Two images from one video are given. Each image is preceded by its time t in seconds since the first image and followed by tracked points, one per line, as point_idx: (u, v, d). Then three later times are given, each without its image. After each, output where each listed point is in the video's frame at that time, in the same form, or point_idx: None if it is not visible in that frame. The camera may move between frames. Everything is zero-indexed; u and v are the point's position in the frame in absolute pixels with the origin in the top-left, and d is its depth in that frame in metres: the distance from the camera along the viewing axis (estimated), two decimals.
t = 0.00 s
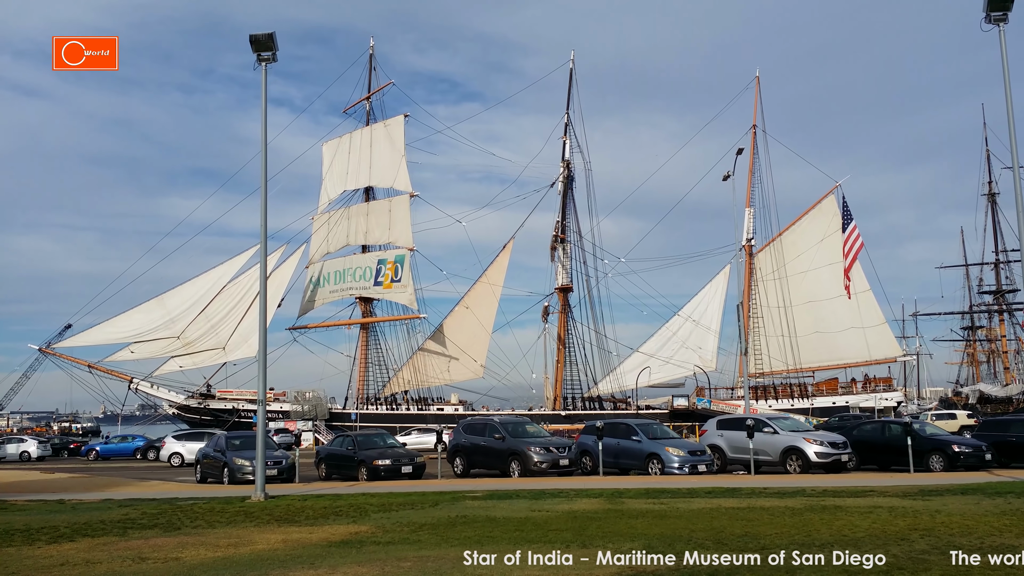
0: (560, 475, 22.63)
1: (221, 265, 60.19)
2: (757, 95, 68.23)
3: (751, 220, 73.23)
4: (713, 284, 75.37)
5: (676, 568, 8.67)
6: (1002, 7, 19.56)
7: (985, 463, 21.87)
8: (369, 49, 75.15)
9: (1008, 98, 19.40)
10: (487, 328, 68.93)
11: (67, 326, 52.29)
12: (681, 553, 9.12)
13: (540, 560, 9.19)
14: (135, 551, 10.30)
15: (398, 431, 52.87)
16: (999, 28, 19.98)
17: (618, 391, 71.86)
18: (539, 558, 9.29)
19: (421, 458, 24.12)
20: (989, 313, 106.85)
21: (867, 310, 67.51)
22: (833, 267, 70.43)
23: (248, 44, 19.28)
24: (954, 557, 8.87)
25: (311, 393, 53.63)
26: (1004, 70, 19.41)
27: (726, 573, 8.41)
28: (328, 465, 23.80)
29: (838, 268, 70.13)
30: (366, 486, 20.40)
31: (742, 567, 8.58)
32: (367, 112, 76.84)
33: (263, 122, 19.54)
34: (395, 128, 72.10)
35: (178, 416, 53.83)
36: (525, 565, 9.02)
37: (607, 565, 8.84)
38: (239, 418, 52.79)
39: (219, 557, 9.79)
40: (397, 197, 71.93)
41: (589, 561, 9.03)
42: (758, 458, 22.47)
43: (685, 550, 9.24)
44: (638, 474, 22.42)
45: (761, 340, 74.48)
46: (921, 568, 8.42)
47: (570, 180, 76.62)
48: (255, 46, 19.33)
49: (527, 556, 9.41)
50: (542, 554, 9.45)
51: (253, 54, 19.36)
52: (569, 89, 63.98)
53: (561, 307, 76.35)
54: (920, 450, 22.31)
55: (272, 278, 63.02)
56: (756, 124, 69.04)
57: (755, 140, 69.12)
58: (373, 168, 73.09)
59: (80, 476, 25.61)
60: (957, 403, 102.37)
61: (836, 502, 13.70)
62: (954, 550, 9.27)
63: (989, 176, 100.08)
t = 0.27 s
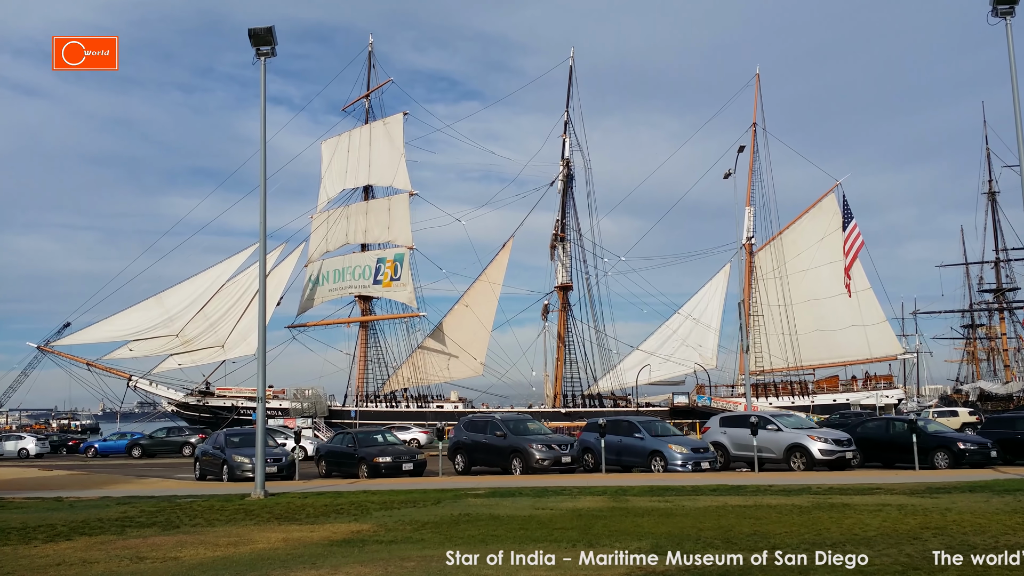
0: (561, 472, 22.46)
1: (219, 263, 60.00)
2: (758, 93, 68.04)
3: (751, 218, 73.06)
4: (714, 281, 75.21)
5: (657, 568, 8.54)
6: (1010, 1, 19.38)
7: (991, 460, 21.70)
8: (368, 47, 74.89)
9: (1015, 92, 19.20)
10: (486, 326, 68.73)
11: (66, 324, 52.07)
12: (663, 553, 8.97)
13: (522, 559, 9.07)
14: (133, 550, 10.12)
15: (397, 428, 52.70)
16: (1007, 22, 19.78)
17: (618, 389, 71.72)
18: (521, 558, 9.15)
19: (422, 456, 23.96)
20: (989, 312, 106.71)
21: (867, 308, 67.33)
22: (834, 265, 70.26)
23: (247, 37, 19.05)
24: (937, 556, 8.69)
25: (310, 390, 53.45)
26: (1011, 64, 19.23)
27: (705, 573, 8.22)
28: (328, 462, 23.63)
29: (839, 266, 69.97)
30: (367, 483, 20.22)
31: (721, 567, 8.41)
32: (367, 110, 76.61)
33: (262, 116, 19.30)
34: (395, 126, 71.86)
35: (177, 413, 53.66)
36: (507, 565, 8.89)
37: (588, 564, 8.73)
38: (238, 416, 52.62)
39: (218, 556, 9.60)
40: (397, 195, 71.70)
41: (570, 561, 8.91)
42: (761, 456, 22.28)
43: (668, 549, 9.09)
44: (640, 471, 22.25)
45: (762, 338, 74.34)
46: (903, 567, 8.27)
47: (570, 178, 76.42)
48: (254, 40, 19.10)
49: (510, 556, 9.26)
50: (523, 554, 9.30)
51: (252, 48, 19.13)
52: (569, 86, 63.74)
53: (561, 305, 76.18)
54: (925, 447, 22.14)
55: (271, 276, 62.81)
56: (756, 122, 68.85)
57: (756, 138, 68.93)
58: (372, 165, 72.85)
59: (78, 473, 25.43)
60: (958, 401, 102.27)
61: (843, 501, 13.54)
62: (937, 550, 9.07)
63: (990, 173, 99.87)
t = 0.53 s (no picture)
0: (567, 473, 22.26)
1: (222, 263, 59.87)
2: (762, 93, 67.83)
3: (755, 218, 72.84)
4: (718, 282, 75.01)
5: (641, 568, 8.49)
6: None
7: (1000, 462, 21.50)
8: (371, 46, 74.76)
9: None
10: (490, 326, 68.57)
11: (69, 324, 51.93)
12: (646, 553, 8.93)
13: (506, 560, 9.05)
14: (134, 552, 9.93)
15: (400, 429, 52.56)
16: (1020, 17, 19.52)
17: (622, 389, 71.55)
18: (504, 558, 9.13)
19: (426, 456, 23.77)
20: (994, 312, 106.44)
21: (872, 308, 67.09)
22: (839, 265, 70.00)
23: (251, 32, 18.88)
24: (919, 557, 8.61)
25: (313, 391, 53.29)
26: None
27: (685, 573, 8.17)
28: (332, 463, 23.46)
29: (844, 266, 69.73)
30: (371, 484, 20.03)
31: (702, 567, 8.34)
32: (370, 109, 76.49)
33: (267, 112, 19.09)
34: (398, 125, 71.72)
35: (180, 413, 53.52)
36: (489, 566, 8.86)
37: (572, 564, 8.69)
38: (240, 416, 52.47)
39: (222, 559, 9.40)
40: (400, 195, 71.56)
41: (553, 561, 8.89)
42: (769, 457, 22.07)
43: (653, 550, 9.04)
44: (646, 472, 22.05)
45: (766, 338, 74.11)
46: (884, 567, 8.20)
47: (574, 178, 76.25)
48: (258, 35, 18.94)
49: (491, 557, 9.22)
50: (507, 554, 9.28)
51: (256, 43, 18.96)
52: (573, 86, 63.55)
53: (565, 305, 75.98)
54: (934, 448, 21.91)
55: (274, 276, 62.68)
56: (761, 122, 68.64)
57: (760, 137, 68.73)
58: (376, 165, 72.72)
59: (80, 474, 25.29)
60: (962, 402, 102.01)
61: (855, 502, 13.34)
62: (917, 550, 8.99)
63: (994, 173, 99.60)
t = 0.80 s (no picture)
0: (568, 474, 22.05)
1: (220, 262, 59.63)
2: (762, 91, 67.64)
3: (754, 217, 72.70)
4: (716, 281, 74.86)
5: (626, 568, 8.41)
6: None
7: (1005, 462, 21.32)
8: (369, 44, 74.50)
9: None
10: (488, 326, 68.34)
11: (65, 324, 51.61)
12: (628, 553, 8.89)
13: (488, 560, 8.96)
14: (132, 554, 9.71)
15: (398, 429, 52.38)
16: None
17: (620, 389, 71.38)
18: (487, 558, 9.04)
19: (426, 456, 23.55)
20: (992, 312, 106.47)
21: (871, 308, 66.97)
22: (838, 264, 69.88)
23: (250, 26, 18.65)
24: (902, 557, 8.49)
25: (310, 391, 53.05)
26: None
27: (666, 573, 8.09)
28: (331, 463, 23.23)
29: (843, 265, 69.58)
30: (371, 485, 19.85)
31: (688, 567, 8.24)
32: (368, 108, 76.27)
33: (266, 106, 18.86)
34: (396, 124, 71.46)
35: (177, 414, 53.24)
36: (474, 565, 8.77)
37: (552, 565, 8.70)
38: (238, 417, 52.19)
39: (222, 561, 9.18)
40: (398, 193, 71.32)
41: (535, 561, 8.89)
42: (772, 457, 21.87)
43: (634, 549, 8.99)
44: (648, 473, 21.84)
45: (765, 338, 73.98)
46: (863, 567, 8.15)
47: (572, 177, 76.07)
48: (257, 29, 18.72)
49: (475, 556, 9.14)
50: (489, 554, 9.19)
51: (255, 37, 18.74)
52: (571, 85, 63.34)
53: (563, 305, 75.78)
54: (939, 448, 21.73)
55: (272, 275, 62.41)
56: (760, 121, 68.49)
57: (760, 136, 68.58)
58: (374, 163, 72.45)
59: (75, 474, 25.03)
60: (961, 402, 102.03)
61: (863, 502, 13.16)
62: (900, 549, 8.89)
63: (993, 173, 99.59)
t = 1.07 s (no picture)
0: (576, 473, 21.81)
1: (223, 260, 59.46)
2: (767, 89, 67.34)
3: (759, 216, 72.40)
4: (721, 280, 74.59)
5: (606, 568, 8.51)
6: None
7: (1018, 462, 21.07)
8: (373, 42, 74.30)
9: None
10: (492, 324, 68.15)
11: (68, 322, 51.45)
12: (611, 553, 8.91)
13: (470, 559, 9.01)
14: (136, 556, 9.49)
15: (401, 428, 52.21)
16: None
17: (624, 388, 71.16)
18: (469, 558, 9.07)
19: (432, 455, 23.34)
20: (997, 311, 106.13)
21: (877, 307, 66.66)
22: (843, 263, 69.56)
23: (253, 20, 18.41)
24: (885, 557, 8.57)
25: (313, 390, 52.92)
26: None
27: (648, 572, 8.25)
28: (336, 462, 23.04)
29: (848, 264, 69.27)
30: (378, 485, 19.65)
31: (664, 566, 8.42)
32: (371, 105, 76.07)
33: (270, 101, 18.63)
34: (400, 121, 71.24)
35: (180, 412, 53.10)
36: (456, 565, 8.80)
37: (536, 564, 8.70)
38: (241, 415, 52.06)
39: (229, 563, 8.96)
40: (401, 191, 71.11)
41: (518, 561, 8.87)
42: (783, 457, 21.62)
43: (618, 549, 9.04)
44: (657, 472, 21.61)
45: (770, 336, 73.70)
46: (844, 566, 8.26)
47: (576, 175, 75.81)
48: (262, 24, 18.49)
49: (457, 556, 9.15)
50: (472, 554, 9.21)
51: (259, 31, 18.50)
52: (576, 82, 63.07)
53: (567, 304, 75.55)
54: (951, 448, 21.48)
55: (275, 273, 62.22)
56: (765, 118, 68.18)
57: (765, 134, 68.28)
58: (377, 161, 72.23)
59: (78, 473, 24.82)
60: (966, 401, 101.76)
61: (879, 503, 12.97)
62: (880, 548, 8.95)
63: (998, 171, 99.27)
